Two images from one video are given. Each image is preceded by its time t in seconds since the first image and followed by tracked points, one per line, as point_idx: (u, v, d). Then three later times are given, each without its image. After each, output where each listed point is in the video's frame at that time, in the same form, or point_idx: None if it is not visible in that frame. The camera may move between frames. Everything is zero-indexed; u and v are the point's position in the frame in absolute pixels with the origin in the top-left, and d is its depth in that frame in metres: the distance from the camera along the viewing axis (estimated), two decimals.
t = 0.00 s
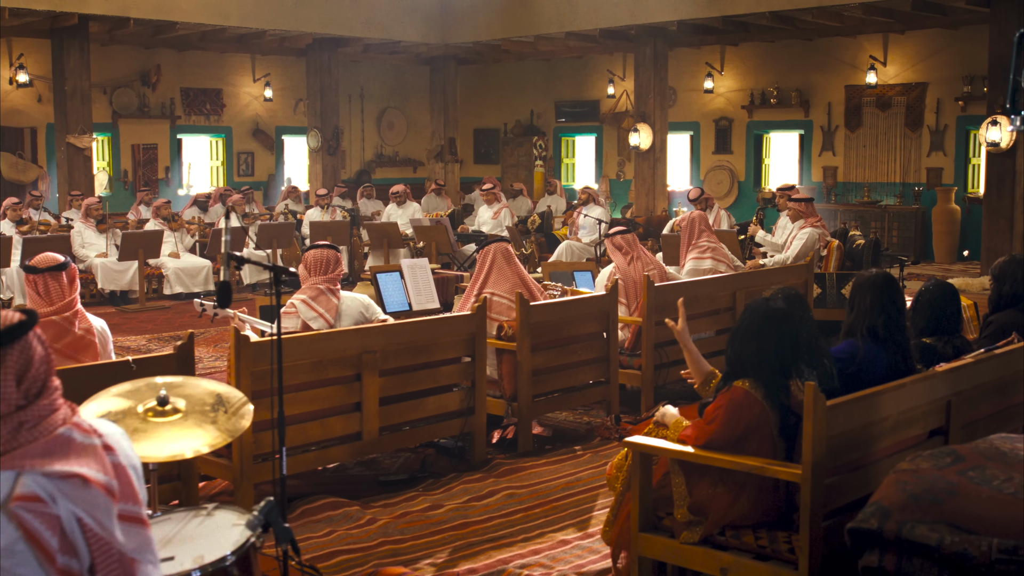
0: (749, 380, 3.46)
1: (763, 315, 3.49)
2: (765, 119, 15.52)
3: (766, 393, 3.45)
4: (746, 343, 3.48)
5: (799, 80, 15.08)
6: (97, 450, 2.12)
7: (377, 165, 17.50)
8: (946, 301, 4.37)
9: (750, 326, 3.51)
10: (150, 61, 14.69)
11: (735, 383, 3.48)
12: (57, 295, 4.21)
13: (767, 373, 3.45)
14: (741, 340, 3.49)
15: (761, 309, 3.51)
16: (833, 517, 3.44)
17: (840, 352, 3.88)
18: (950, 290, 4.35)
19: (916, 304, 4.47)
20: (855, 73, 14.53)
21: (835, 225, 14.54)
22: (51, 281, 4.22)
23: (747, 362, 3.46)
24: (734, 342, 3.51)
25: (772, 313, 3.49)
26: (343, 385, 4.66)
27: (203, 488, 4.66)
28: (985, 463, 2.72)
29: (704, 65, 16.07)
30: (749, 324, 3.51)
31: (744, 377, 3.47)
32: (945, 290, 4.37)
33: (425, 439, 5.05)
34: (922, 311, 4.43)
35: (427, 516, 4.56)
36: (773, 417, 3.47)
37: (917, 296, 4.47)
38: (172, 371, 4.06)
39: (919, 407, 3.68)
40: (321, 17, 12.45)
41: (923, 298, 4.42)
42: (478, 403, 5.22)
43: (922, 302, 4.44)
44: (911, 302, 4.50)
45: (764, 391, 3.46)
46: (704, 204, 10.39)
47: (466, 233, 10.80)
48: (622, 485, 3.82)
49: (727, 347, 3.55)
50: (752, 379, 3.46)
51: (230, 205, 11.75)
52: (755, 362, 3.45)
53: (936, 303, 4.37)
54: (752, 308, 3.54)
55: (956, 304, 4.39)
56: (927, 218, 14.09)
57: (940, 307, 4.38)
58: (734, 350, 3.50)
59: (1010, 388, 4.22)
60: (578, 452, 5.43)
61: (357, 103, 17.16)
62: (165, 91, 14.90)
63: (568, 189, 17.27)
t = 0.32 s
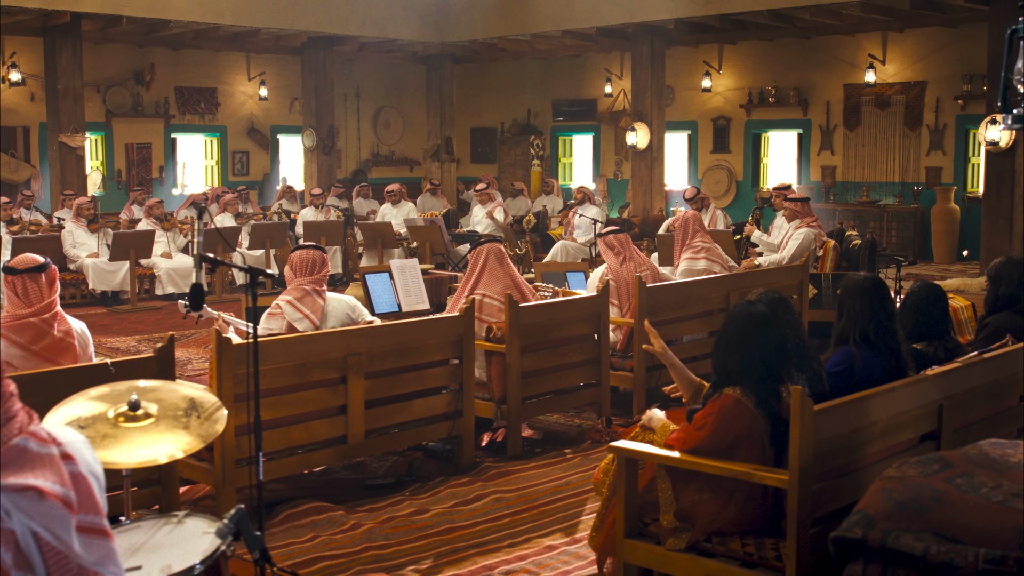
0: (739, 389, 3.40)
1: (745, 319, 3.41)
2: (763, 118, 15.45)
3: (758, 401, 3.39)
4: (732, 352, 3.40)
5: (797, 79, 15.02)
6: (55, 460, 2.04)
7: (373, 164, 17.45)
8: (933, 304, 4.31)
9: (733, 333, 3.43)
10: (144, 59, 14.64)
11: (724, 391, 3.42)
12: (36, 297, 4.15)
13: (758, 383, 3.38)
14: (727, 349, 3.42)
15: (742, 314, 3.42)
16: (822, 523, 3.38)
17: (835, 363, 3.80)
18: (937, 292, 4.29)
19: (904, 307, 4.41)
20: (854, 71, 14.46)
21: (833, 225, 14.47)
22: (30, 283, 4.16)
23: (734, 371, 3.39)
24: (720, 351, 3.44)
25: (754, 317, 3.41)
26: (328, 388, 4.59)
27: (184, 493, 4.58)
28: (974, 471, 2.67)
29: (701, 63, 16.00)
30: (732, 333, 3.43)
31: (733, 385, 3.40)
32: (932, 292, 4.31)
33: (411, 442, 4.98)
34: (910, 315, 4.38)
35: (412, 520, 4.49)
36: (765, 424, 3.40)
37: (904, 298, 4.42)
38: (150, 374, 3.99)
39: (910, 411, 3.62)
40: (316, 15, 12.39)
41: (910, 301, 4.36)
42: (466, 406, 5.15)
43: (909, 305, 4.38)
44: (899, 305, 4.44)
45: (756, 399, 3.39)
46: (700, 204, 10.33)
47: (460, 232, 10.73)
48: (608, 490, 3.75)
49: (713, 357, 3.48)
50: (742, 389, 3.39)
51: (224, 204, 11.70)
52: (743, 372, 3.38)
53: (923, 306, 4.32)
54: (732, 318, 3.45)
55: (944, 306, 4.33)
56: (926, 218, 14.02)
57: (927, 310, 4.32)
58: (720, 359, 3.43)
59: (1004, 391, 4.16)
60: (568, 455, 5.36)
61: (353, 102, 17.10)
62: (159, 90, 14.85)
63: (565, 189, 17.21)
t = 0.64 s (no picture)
0: (724, 394, 3.33)
1: (725, 323, 3.37)
2: (761, 118, 15.39)
3: (744, 404, 3.32)
4: (715, 357, 3.35)
5: (794, 79, 14.97)
6: (5, 467, 1.96)
7: (370, 164, 17.40)
8: (918, 308, 4.28)
9: (714, 338, 3.38)
10: (139, 59, 14.61)
11: (709, 396, 3.35)
12: (16, 300, 4.07)
13: (743, 386, 3.32)
14: (710, 355, 3.37)
15: (722, 317, 3.38)
16: (809, 529, 3.32)
17: (823, 365, 3.74)
18: (922, 296, 4.26)
19: (888, 312, 4.38)
20: (851, 71, 14.40)
21: (831, 225, 14.42)
22: (9, 284, 4.08)
23: (719, 376, 3.34)
24: (702, 357, 3.40)
25: (734, 320, 3.37)
26: (313, 391, 4.54)
27: (167, 498, 4.53)
28: (960, 477, 2.62)
29: (698, 62, 15.94)
30: (713, 338, 3.38)
31: (718, 391, 3.34)
32: (916, 296, 4.28)
33: (398, 445, 4.93)
34: (895, 320, 4.34)
35: (398, 525, 4.43)
36: (751, 427, 3.34)
37: (888, 304, 4.39)
38: (130, 377, 3.93)
39: (900, 415, 3.57)
40: (310, 14, 12.34)
41: (895, 306, 4.33)
42: (454, 408, 5.10)
43: (893, 310, 4.35)
44: (884, 310, 4.41)
45: (742, 402, 3.33)
46: (695, 204, 10.27)
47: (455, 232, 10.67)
48: (593, 495, 3.69)
49: (696, 363, 3.43)
50: (728, 393, 3.33)
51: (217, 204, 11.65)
52: (727, 375, 3.32)
53: (908, 310, 4.28)
54: (712, 323, 3.40)
55: (931, 311, 4.29)
56: (924, 218, 13.97)
57: (913, 315, 4.29)
58: (703, 365, 3.38)
59: (996, 395, 4.09)
60: (557, 458, 5.30)
61: (349, 101, 17.05)
62: (154, 90, 14.81)
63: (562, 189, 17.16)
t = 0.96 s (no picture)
0: (712, 397, 3.29)
1: (710, 325, 3.32)
2: (758, 117, 15.33)
3: (731, 407, 3.29)
4: (701, 362, 3.30)
5: (791, 79, 14.91)
6: None
7: (366, 164, 17.37)
8: (908, 309, 4.24)
9: (700, 342, 3.34)
10: (134, 58, 14.57)
11: (694, 398, 3.31)
12: None
13: (730, 390, 3.29)
14: (696, 359, 3.32)
15: (706, 320, 3.33)
16: (794, 536, 3.27)
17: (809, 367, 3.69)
18: (912, 297, 4.22)
19: (877, 314, 4.34)
20: (848, 70, 14.35)
21: (828, 225, 14.36)
22: None
23: (705, 380, 3.30)
24: (688, 361, 3.35)
25: (719, 323, 3.31)
26: (297, 394, 4.49)
27: (146, 504, 4.47)
28: (946, 484, 2.57)
29: (695, 62, 15.90)
30: (697, 343, 3.34)
31: (705, 394, 3.30)
32: (906, 297, 4.25)
33: (385, 449, 4.88)
34: (885, 321, 4.31)
35: (383, 529, 4.38)
36: (738, 431, 3.30)
37: (878, 306, 4.35)
38: (110, 380, 3.88)
39: (888, 420, 3.52)
40: (305, 13, 12.29)
41: (885, 307, 4.29)
42: (441, 411, 5.04)
43: (882, 311, 4.32)
44: (873, 312, 4.38)
45: (729, 405, 3.29)
46: (690, 204, 10.22)
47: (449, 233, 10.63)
48: (577, 500, 3.65)
49: (682, 367, 3.38)
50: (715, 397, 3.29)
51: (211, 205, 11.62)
52: (713, 380, 3.29)
53: (897, 312, 4.25)
54: (698, 326, 3.35)
55: (921, 312, 4.25)
56: (922, 218, 13.92)
57: (902, 316, 4.25)
58: (689, 370, 3.34)
59: (988, 398, 4.04)
60: (547, 461, 5.25)
61: (345, 101, 17.01)
62: (149, 89, 14.77)
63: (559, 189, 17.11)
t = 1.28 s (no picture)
0: (703, 395, 3.23)
1: (706, 326, 3.27)
2: (755, 117, 15.29)
3: (721, 407, 3.22)
4: (695, 359, 3.25)
5: (789, 79, 14.86)
6: None
7: (362, 164, 17.34)
8: (902, 311, 4.17)
9: (695, 340, 3.28)
10: (129, 58, 14.53)
11: (683, 396, 3.25)
12: None
13: (724, 389, 3.22)
14: (689, 357, 3.26)
15: (702, 320, 3.28)
16: (780, 543, 3.21)
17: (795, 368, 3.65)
18: (906, 297, 4.16)
19: (869, 315, 4.27)
20: (846, 70, 14.29)
21: (825, 226, 14.34)
22: None
23: (698, 377, 3.23)
24: (681, 359, 3.29)
25: (716, 322, 3.27)
26: (281, 396, 4.44)
27: (127, 508, 4.43)
28: (931, 492, 2.52)
29: (692, 62, 15.85)
30: (691, 341, 3.29)
31: (696, 392, 3.24)
32: (900, 298, 4.18)
33: (371, 452, 4.83)
34: (879, 323, 4.23)
35: (368, 534, 4.34)
36: (724, 433, 3.23)
37: (871, 307, 4.28)
38: (90, 383, 3.83)
39: (877, 424, 3.47)
40: (299, 13, 12.24)
41: (878, 309, 4.23)
42: (429, 413, 4.99)
43: (876, 313, 4.24)
44: (866, 313, 4.30)
45: (719, 405, 3.22)
46: (686, 205, 10.17)
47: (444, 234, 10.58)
48: (561, 504, 3.59)
49: (674, 366, 3.33)
50: (706, 395, 3.22)
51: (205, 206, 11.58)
52: (707, 377, 3.22)
53: (891, 313, 4.18)
54: (693, 325, 3.31)
55: (915, 314, 4.18)
56: (919, 218, 13.88)
57: (895, 317, 4.18)
58: (681, 368, 3.28)
59: (980, 403, 3.98)
60: (536, 465, 5.20)
61: (342, 101, 16.98)
62: (144, 89, 14.73)
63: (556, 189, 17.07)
